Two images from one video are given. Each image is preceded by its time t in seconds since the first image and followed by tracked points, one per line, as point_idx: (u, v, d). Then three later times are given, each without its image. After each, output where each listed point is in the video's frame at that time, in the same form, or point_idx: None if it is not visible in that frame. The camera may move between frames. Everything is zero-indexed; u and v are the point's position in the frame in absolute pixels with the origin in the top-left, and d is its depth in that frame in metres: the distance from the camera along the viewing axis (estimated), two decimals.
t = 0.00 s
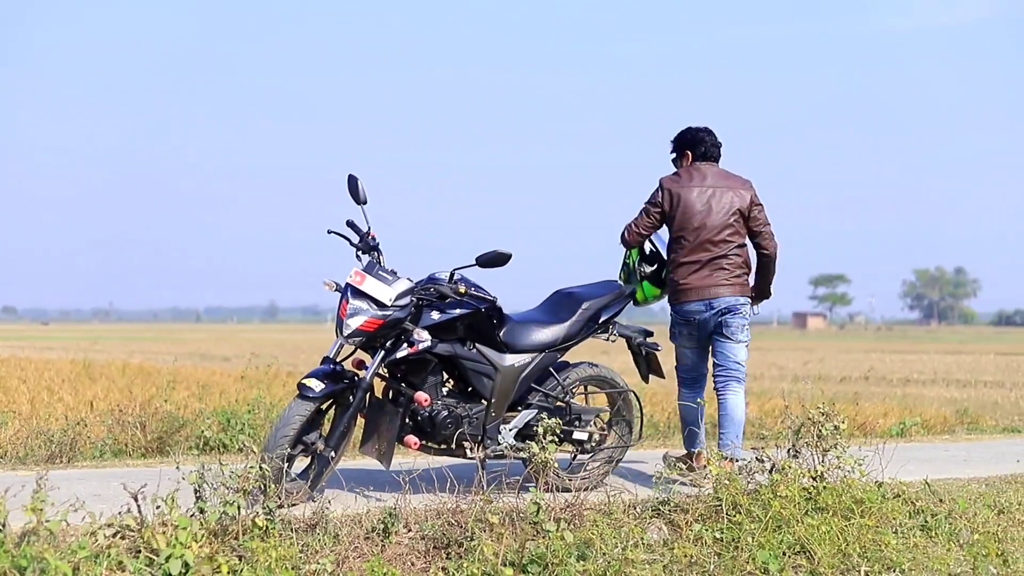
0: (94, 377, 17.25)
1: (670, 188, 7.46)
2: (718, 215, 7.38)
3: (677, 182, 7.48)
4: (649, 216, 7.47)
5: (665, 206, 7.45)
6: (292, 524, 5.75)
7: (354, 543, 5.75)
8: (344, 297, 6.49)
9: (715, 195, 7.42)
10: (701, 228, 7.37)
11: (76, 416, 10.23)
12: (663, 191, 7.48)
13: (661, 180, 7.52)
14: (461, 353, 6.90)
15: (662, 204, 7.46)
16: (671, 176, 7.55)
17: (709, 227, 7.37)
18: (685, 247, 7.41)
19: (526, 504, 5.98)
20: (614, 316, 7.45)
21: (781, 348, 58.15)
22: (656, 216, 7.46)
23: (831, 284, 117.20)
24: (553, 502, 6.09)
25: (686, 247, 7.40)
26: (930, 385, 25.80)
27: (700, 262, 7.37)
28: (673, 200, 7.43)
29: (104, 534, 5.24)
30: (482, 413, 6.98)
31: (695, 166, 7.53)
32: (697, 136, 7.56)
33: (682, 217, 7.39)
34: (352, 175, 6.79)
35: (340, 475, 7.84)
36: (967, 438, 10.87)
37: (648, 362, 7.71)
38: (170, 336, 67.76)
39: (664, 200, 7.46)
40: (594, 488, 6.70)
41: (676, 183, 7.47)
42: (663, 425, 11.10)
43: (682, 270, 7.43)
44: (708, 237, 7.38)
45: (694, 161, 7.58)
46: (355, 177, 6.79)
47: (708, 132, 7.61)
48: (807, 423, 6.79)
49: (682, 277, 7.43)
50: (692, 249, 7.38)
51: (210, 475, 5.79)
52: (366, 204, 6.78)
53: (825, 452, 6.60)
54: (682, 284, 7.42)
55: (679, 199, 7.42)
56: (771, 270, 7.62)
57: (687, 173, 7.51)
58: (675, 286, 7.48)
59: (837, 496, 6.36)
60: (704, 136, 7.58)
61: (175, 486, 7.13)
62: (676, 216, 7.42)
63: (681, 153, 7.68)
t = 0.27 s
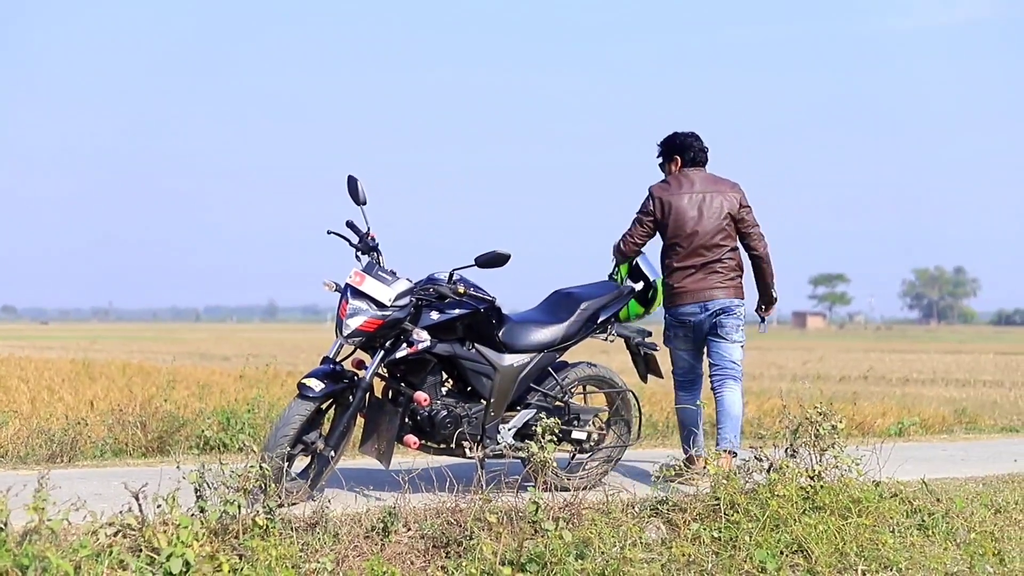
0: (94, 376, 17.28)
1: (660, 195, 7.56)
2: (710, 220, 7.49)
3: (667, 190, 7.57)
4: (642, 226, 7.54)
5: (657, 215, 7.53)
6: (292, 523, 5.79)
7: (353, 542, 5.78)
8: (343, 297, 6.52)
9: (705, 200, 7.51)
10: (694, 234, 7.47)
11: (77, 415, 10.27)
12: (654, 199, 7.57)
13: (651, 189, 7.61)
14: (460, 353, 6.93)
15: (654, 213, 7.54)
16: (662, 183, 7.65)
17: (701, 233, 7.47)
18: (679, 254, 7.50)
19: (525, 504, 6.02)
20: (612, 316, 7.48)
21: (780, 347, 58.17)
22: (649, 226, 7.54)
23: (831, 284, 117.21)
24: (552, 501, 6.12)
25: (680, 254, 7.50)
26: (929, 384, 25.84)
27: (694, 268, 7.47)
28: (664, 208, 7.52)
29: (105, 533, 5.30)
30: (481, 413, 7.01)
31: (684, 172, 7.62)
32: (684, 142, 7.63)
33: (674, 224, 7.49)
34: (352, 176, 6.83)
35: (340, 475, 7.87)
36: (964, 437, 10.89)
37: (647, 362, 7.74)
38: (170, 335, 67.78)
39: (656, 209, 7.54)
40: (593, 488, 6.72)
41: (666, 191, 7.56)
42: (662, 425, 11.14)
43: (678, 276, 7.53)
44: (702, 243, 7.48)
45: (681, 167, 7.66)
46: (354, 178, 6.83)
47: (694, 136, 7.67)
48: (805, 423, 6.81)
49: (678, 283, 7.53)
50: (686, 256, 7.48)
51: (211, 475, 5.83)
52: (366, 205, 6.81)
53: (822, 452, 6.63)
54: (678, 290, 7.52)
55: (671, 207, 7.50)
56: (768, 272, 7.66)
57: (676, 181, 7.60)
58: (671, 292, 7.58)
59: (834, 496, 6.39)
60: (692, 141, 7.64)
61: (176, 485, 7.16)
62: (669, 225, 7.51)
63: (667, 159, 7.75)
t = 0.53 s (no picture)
0: (98, 377, 17.35)
1: (652, 198, 7.59)
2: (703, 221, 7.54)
3: (658, 192, 7.60)
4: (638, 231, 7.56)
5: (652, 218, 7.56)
6: (295, 522, 5.83)
7: (355, 541, 5.82)
8: (346, 298, 6.56)
9: (697, 200, 7.56)
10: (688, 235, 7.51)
11: (81, 415, 10.32)
12: (646, 202, 7.59)
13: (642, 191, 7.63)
14: (462, 353, 6.96)
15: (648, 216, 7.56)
16: (651, 185, 7.67)
17: (695, 233, 7.52)
18: (675, 255, 7.54)
19: (526, 503, 6.04)
20: (613, 317, 7.52)
21: (782, 348, 58.15)
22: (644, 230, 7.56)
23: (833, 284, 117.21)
24: (553, 501, 6.16)
25: (676, 256, 7.55)
26: (931, 385, 25.83)
27: (691, 268, 7.52)
28: (658, 210, 7.54)
29: (109, 532, 5.33)
30: (482, 413, 7.05)
31: (673, 173, 7.66)
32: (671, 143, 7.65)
33: (668, 225, 7.52)
34: (354, 178, 6.87)
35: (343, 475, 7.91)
36: (964, 437, 10.93)
37: (648, 362, 7.78)
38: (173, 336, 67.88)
39: (649, 212, 7.56)
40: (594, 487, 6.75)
41: (657, 193, 7.59)
42: (664, 425, 11.17)
43: (674, 278, 7.57)
44: (696, 244, 7.53)
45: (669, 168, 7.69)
46: (357, 179, 6.87)
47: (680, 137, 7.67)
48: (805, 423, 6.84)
49: (674, 284, 7.57)
50: (682, 257, 7.53)
51: (214, 474, 5.87)
52: (368, 206, 6.85)
53: (822, 452, 6.65)
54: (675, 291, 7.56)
55: (665, 209, 7.53)
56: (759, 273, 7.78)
57: (666, 183, 7.64)
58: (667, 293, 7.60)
59: (834, 496, 6.42)
60: (679, 143, 7.66)
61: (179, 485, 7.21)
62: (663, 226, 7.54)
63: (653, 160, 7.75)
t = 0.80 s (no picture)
0: (105, 377, 17.43)
1: (650, 199, 7.72)
2: (702, 220, 7.72)
3: (656, 192, 7.73)
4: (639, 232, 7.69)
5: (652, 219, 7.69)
6: (301, 521, 5.88)
7: (361, 540, 5.85)
8: (352, 299, 6.60)
9: (695, 201, 7.73)
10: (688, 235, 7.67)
11: (89, 416, 10.38)
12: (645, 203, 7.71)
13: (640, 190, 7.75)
14: (467, 354, 6.99)
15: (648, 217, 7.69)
16: (647, 185, 7.80)
17: (694, 233, 7.68)
18: (675, 255, 7.70)
19: (531, 503, 6.06)
20: (618, 318, 7.56)
21: (789, 349, 58.11)
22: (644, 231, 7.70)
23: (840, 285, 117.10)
24: (558, 501, 6.19)
25: (676, 256, 7.70)
26: (937, 386, 25.81)
27: (691, 268, 7.69)
28: (658, 211, 7.68)
29: (117, 531, 5.38)
30: (488, 413, 7.08)
31: (669, 174, 7.80)
32: (666, 144, 7.77)
33: (668, 224, 7.67)
34: (360, 179, 6.90)
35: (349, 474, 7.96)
36: (969, 438, 10.94)
37: (652, 362, 7.76)
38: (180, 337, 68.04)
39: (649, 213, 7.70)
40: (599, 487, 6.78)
41: (656, 194, 7.72)
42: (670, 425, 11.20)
43: (674, 278, 7.71)
44: (696, 244, 7.69)
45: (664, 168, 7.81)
46: (362, 181, 6.90)
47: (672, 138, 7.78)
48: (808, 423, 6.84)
49: (674, 284, 7.72)
50: (683, 257, 7.69)
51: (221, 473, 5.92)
52: (373, 207, 6.89)
53: (826, 452, 6.64)
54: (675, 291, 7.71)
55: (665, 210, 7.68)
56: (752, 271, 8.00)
57: (663, 184, 7.78)
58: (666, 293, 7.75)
59: (837, 495, 6.44)
60: (673, 145, 7.78)
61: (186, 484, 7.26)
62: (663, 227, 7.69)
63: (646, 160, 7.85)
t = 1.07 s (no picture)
0: (127, 378, 17.59)
1: (662, 197, 7.80)
2: (713, 220, 7.86)
3: (668, 191, 7.83)
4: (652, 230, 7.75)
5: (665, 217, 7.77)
6: (320, 521, 5.94)
7: (380, 539, 5.90)
8: (370, 300, 6.65)
9: (706, 201, 7.87)
10: (700, 233, 7.79)
11: (110, 416, 10.49)
12: (657, 201, 7.79)
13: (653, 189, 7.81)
14: (485, 354, 7.04)
15: (661, 215, 7.78)
16: (658, 184, 7.88)
17: (706, 232, 7.81)
18: (687, 253, 7.80)
19: (548, 503, 6.12)
20: (636, 318, 7.57)
21: (808, 350, 57.95)
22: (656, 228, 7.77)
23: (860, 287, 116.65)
24: (575, 501, 6.22)
25: (688, 253, 7.80)
26: (958, 387, 25.70)
27: (703, 266, 7.80)
28: (671, 209, 7.77)
29: (138, 530, 5.45)
30: (506, 414, 7.12)
31: (677, 174, 7.92)
32: (673, 144, 7.91)
33: (683, 223, 7.76)
34: (378, 182, 6.96)
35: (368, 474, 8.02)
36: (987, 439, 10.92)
37: (669, 363, 7.76)
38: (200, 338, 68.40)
39: (662, 210, 7.78)
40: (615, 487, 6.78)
41: (668, 192, 7.82)
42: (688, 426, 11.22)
43: (685, 275, 7.80)
44: (707, 242, 7.82)
45: (672, 169, 7.93)
46: (381, 183, 6.96)
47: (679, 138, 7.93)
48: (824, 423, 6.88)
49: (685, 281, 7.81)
50: (694, 255, 7.80)
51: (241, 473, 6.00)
52: (392, 209, 6.95)
53: (841, 452, 6.69)
54: (687, 288, 7.80)
55: (678, 208, 7.77)
56: (754, 273, 8.17)
57: (672, 182, 7.89)
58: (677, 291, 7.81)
59: (853, 495, 6.46)
60: (680, 145, 7.93)
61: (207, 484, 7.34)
62: (675, 225, 7.77)
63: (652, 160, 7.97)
